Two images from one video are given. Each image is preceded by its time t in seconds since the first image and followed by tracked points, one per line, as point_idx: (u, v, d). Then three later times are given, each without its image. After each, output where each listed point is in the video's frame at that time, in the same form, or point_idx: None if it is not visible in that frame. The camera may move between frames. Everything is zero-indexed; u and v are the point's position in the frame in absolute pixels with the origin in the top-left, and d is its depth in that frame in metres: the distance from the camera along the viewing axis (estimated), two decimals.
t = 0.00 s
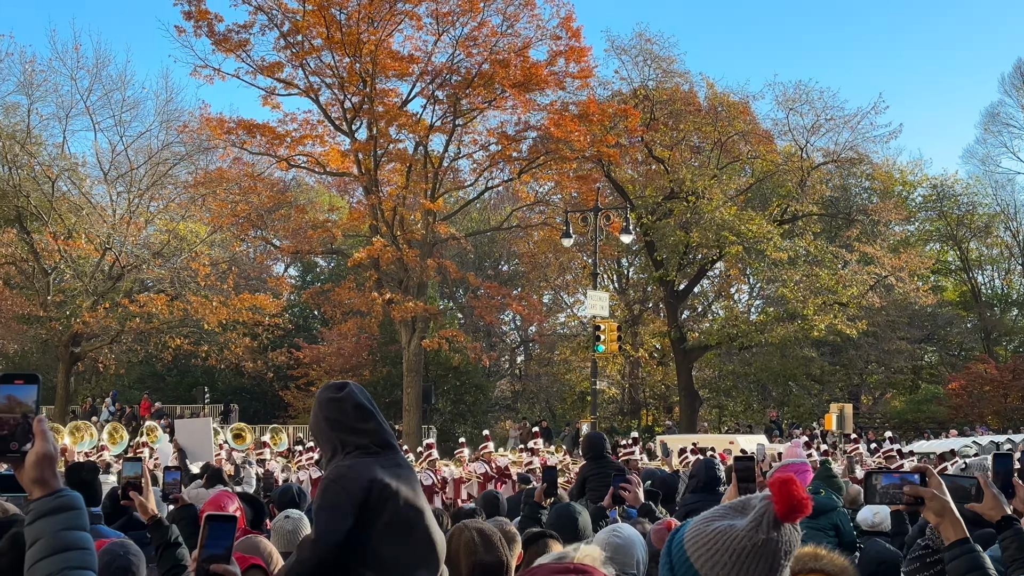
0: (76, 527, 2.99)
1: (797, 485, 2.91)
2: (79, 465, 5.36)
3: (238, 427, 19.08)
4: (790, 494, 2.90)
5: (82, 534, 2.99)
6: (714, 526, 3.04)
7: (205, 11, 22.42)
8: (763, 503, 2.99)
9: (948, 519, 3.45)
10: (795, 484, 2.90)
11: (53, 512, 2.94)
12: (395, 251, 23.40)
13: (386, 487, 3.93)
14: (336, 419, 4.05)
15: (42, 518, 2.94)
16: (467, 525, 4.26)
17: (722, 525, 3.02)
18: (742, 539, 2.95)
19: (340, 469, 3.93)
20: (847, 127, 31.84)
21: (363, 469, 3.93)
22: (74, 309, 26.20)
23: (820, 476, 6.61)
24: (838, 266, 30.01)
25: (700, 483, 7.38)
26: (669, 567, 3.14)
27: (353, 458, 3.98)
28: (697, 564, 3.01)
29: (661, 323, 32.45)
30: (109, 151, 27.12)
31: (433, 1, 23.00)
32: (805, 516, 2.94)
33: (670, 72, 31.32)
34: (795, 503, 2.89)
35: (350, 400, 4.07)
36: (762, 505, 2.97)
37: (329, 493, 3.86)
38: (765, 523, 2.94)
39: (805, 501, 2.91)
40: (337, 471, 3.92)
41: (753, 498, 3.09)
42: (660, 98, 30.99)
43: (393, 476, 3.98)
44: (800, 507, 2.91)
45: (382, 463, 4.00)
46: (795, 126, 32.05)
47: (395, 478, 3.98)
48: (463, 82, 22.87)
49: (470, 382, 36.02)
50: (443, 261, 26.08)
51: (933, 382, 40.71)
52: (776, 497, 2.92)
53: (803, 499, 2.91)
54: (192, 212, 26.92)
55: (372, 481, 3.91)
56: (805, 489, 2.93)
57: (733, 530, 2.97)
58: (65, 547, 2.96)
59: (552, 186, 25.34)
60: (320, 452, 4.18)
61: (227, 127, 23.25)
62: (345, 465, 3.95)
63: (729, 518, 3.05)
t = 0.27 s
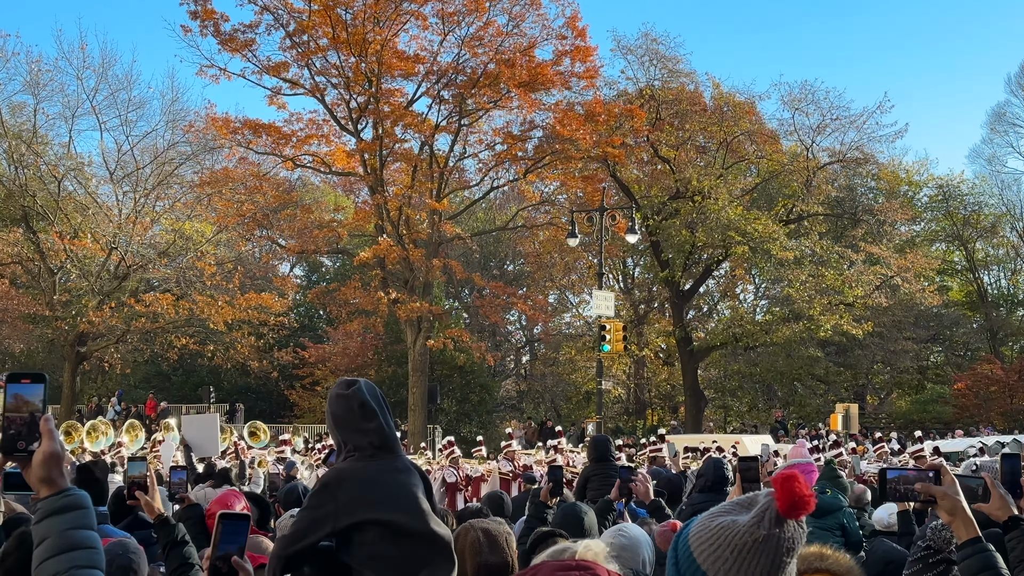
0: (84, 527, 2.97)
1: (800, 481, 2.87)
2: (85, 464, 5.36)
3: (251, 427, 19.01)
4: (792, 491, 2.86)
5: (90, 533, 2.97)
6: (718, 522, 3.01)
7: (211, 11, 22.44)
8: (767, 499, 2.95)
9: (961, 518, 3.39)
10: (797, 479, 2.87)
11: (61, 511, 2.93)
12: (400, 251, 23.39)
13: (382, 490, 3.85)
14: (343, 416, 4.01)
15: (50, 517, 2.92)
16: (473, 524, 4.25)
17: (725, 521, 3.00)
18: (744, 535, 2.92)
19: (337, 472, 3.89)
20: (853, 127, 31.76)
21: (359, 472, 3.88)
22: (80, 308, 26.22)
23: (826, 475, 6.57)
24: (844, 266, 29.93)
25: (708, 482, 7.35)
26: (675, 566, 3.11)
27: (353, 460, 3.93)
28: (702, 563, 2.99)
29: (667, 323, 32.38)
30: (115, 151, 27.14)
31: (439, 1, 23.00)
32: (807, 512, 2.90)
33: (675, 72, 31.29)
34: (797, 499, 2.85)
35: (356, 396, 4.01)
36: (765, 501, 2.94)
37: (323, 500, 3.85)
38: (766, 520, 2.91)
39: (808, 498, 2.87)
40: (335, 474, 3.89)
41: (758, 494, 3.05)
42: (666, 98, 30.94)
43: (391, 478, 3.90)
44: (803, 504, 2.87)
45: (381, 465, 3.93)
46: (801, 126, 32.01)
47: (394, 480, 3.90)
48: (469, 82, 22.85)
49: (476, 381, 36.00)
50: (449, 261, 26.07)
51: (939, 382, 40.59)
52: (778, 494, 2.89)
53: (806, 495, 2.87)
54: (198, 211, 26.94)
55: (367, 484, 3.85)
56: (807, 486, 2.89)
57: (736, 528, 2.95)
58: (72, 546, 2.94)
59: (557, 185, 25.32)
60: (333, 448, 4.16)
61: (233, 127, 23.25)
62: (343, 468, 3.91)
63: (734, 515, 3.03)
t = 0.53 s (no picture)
0: (89, 527, 2.96)
1: (796, 483, 2.85)
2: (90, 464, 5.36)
3: (267, 427, 19.00)
4: (788, 492, 2.84)
5: (95, 533, 2.96)
6: (716, 525, 3.00)
7: (215, 11, 22.45)
8: (763, 501, 2.94)
9: (974, 517, 3.41)
10: (793, 482, 2.84)
11: (66, 511, 2.92)
12: (404, 251, 23.38)
13: (381, 492, 3.87)
14: (346, 414, 4.00)
15: (54, 517, 2.91)
16: (477, 525, 4.24)
17: (722, 524, 2.98)
18: (740, 537, 2.91)
19: (337, 473, 3.91)
20: (857, 128, 31.70)
21: (359, 474, 3.89)
22: (84, 308, 26.24)
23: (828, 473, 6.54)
24: (848, 267, 29.86)
25: (714, 482, 7.33)
26: (675, 570, 3.10)
27: (353, 461, 3.94)
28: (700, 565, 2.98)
29: (671, 324, 32.33)
30: (119, 151, 27.15)
31: (443, 1, 23.00)
32: (804, 514, 2.88)
33: (680, 72, 31.27)
34: (792, 501, 2.83)
35: (359, 396, 3.99)
36: (762, 503, 2.92)
37: (323, 498, 3.89)
38: (762, 522, 2.90)
39: (803, 500, 2.86)
40: (335, 475, 3.91)
41: (756, 497, 3.03)
42: (670, 98, 30.90)
43: (390, 481, 3.90)
44: (799, 506, 2.85)
45: (381, 467, 3.94)
46: (805, 127, 31.97)
47: (393, 483, 3.91)
48: (473, 82, 22.84)
49: (479, 381, 35.98)
50: (452, 261, 26.05)
51: (944, 382, 40.51)
52: (773, 496, 2.87)
53: (802, 497, 2.85)
54: (202, 211, 26.94)
55: (366, 486, 3.87)
56: (804, 488, 2.87)
57: (733, 530, 2.93)
58: (76, 546, 2.93)
59: (561, 185, 25.31)
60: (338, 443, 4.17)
61: (237, 126, 23.26)
62: (343, 469, 3.93)
63: (732, 517, 3.01)
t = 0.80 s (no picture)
0: (92, 524, 2.94)
1: (797, 476, 2.84)
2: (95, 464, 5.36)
3: (278, 426, 18.99)
4: (790, 485, 2.83)
5: (98, 531, 2.93)
6: (719, 520, 2.98)
7: (219, 11, 22.46)
8: (765, 495, 2.93)
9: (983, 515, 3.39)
10: (794, 474, 2.84)
11: (69, 509, 2.90)
12: (407, 251, 23.38)
13: (377, 493, 3.85)
14: (344, 414, 3.98)
15: (57, 515, 2.89)
16: (479, 525, 4.20)
17: (725, 519, 2.96)
18: (744, 531, 2.89)
19: (334, 473, 3.89)
20: (860, 128, 31.64)
21: (355, 475, 3.87)
22: (87, 308, 26.26)
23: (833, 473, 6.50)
24: (851, 267, 29.82)
25: (714, 482, 7.30)
26: (679, 568, 3.07)
27: (351, 462, 3.92)
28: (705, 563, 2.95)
29: (674, 324, 32.29)
30: (122, 151, 27.15)
31: (445, 1, 22.98)
32: (808, 506, 2.87)
33: (682, 72, 31.24)
34: (794, 494, 2.83)
35: (357, 396, 3.95)
36: (764, 497, 2.91)
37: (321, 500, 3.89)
38: (764, 516, 2.88)
39: (806, 493, 2.85)
40: (332, 476, 3.89)
41: (759, 493, 3.02)
42: (673, 98, 30.87)
43: (386, 482, 3.88)
44: (804, 498, 2.85)
45: (378, 468, 3.92)
46: (808, 127, 31.93)
47: (390, 484, 3.89)
48: (476, 82, 22.82)
49: (482, 382, 35.98)
50: (455, 261, 26.04)
51: (946, 383, 40.45)
52: (775, 489, 2.86)
53: (805, 489, 2.84)
54: (205, 211, 26.95)
55: (362, 487, 3.85)
56: (806, 480, 2.86)
57: (735, 525, 2.92)
58: (79, 544, 2.91)
59: (564, 186, 25.29)
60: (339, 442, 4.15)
61: (240, 127, 23.27)
62: (341, 470, 3.91)
63: (734, 513, 3.00)
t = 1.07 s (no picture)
0: (96, 526, 2.93)
1: (803, 478, 2.83)
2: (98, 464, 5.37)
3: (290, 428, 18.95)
4: (796, 487, 2.82)
5: (101, 533, 2.93)
6: (726, 522, 2.97)
7: (221, 12, 22.47)
8: (772, 497, 2.93)
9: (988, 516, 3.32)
10: (801, 476, 2.83)
11: (73, 510, 2.89)
12: (408, 252, 23.39)
13: (377, 495, 3.84)
14: (346, 418, 3.99)
15: (61, 516, 2.89)
16: (481, 529, 4.19)
17: (731, 521, 2.95)
18: (750, 533, 2.88)
19: (334, 475, 3.89)
20: (862, 130, 31.61)
21: (355, 477, 3.87)
22: (89, 309, 26.26)
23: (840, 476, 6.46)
24: (853, 269, 29.81)
25: (716, 483, 7.27)
26: (686, 569, 3.07)
27: (352, 465, 3.92)
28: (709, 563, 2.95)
29: (675, 326, 32.26)
30: (124, 151, 27.15)
31: (448, 2, 22.98)
32: (814, 509, 2.86)
33: (684, 74, 31.22)
34: (801, 496, 2.82)
35: (360, 401, 3.97)
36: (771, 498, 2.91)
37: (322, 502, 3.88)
38: (771, 516, 2.88)
39: (813, 495, 2.84)
40: (332, 478, 3.89)
41: (766, 495, 3.02)
42: (675, 99, 30.87)
43: (387, 485, 3.87)
44: (809, 500, 2.83)
45: (379, 471, 3.91)
46: (809, 129, 31.92)
47: (389, 487, 3.88)
48: (478, 83, 22.82)
49: (483, 383, 35.97)
50: (457, 262, 26.04)
51: (948, 385, 40.42)
52: (782, 491, 2.85)
53: (811, 491, 2.83)
54: (206, 212, 26.95)
55: (362, 488, 3.85)
56: (811, 482, 2.85)
57: (742, 527, 2.91)
58: (83, 545, 2.90)
59: (565, 187, 25.29)
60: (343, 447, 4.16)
61: (241, 127, 23.27)
62: (341, 472, 3.91)
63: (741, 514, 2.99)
